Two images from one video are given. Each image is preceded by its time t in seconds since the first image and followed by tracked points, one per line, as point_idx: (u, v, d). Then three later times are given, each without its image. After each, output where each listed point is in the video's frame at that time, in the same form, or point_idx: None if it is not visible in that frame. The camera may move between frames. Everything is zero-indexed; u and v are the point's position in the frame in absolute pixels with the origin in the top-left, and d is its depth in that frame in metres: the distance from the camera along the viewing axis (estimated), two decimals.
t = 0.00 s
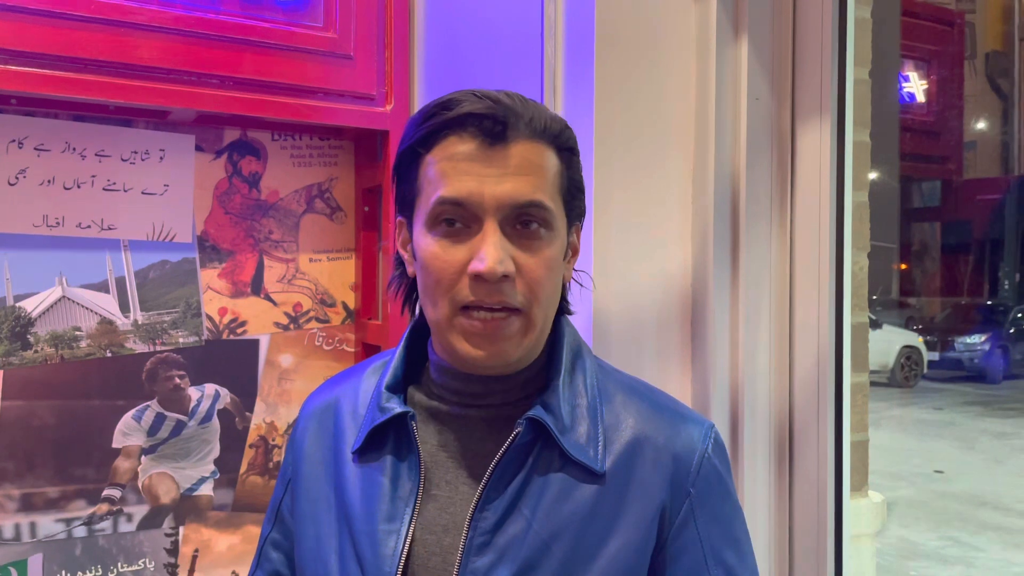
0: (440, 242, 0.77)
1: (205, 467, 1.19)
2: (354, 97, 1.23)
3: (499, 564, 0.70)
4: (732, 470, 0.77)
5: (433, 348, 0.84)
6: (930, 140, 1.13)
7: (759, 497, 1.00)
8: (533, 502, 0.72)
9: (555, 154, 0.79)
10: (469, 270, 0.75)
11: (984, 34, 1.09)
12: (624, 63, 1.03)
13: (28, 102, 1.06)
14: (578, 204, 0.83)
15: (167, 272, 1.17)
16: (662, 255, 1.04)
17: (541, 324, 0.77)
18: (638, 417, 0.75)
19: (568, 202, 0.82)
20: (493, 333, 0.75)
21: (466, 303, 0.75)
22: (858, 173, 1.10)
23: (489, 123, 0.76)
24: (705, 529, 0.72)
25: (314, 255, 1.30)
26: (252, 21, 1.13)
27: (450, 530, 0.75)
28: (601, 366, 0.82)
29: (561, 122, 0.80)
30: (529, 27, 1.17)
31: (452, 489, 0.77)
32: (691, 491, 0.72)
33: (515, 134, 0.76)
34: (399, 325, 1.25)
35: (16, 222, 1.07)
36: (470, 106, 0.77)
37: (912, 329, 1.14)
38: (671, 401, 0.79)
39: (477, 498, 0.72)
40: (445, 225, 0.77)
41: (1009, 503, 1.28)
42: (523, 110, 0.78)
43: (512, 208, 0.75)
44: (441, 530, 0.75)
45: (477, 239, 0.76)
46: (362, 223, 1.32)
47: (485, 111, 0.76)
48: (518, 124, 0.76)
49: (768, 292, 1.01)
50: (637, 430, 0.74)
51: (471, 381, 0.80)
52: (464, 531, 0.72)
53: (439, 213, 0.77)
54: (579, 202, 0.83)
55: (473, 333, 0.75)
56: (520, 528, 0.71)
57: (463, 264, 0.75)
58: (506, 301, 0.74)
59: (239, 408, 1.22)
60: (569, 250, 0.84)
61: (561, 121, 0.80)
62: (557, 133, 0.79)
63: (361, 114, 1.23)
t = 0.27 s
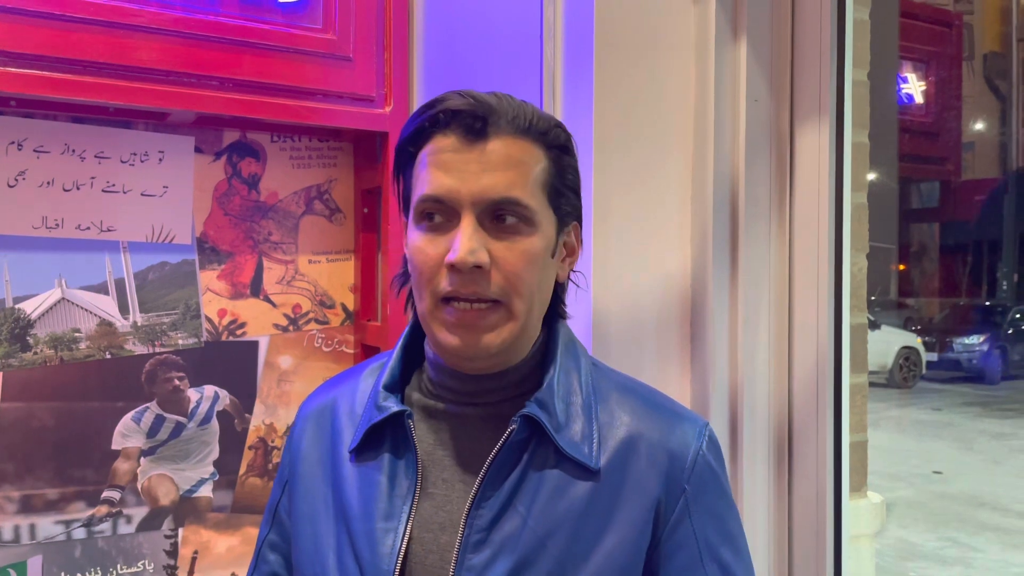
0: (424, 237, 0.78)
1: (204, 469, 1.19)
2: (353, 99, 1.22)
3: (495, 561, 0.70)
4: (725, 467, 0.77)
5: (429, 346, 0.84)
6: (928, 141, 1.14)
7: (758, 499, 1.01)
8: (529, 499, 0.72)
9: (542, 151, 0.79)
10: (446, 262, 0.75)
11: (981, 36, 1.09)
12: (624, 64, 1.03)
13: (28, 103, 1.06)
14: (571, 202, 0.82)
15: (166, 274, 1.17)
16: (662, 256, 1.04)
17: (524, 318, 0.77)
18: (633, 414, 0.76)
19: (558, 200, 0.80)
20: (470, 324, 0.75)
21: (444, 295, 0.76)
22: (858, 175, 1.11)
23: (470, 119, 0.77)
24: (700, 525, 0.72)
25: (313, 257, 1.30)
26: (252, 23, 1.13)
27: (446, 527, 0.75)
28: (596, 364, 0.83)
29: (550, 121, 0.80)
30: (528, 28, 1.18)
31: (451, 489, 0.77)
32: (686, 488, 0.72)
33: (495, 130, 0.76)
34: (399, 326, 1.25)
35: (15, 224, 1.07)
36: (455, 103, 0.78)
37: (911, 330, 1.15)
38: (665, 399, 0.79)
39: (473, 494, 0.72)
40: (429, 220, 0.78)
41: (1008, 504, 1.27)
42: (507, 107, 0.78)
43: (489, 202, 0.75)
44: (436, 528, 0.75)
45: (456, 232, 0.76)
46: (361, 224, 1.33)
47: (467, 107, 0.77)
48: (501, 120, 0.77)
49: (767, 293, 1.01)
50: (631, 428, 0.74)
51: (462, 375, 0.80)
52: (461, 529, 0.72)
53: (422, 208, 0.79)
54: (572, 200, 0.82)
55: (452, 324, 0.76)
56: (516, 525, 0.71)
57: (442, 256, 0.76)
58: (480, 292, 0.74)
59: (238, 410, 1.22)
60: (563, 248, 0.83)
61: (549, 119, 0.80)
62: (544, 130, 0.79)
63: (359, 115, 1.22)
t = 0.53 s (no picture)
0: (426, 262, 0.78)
1: (205, 470, 1.19)
2: (354, 100, 1.23)
3: (497, 554, 0.70)
4: (730, 469, 0.76)
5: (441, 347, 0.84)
6: (927, 142, 1.14)
7: (759, 500, 1.01)
8: (532, 493, 0.72)
9: (544, 172, 0.76)
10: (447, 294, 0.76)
11: (980, 36, 1.10)
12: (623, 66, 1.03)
13: (29, 105, 1.06)
14: (578, 216, 0.80)
15: (166, 275, 1.17)
16: (662, 257, 1.04)
17: (527, 343, 0.77)
18: (638, 413, 0.76)
19: (562, 218, 0.78)
20: (473, 355, 0.76)
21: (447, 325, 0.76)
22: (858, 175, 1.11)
23: (465, 149, 0.74)
24: (702, 524, 0.71)
25: (314, 258, 1.30)
26: (253, 25, 1.13)
27: (454, 520, 0.75)
28: (604, 364, 0.83)
29: (551, 138, 0.77)
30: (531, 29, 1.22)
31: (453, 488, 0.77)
32: (688, 486, 0.72)
33: (492, 160, 0.74)
34: (400, 330, 1.25)
35: (16, 226, 1.07)
36: (450, 130, 0.75)
37: (910, 332, 1.14)
38: (672, 401, 0.79)
39: (478, 487, 0.73)
40: (430, 247, 0.78)
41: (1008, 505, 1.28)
42: (503, 134, 0.74)
43: (485, 238, 0.74)
44: (444, 521, 0.76)
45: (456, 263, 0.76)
46: (362, 225, 1.33)
47: (462, 138, 0.74)
48: (498, 149, 0.74)
49: (767, 295, 1.02)
50: (636, 425, 0.75)
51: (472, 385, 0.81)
52: (465, 520, 0.72)
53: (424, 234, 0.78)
54: (580, 214, 0.80)
55: (456, 353, 0.77)
56: (518, 518, 0.71)
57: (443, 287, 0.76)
58: (481, 326, 0.75)
59: (238, 411, 1.22)
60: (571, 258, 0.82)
61: (551, 138, 0.77)
62: (545, 151, 0.76)
63: (360, 117, 1.22)
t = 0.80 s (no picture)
0: (443, 256, 0.77)
1: (205, 472, 1.19)
2: (353, 102, 1.23)
3: (508, 558, 0.70)
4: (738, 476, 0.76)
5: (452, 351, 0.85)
6: (925, 144, 1.14)
7: (757, 501, 1.01)
8: (543, 498, 0.72)
9: (560, 167, 0.77)
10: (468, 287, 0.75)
11: (979, 37, 1.10)
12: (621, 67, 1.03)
13: (28, 106, 1.06)
14: (587, 214, 0.82)
15: (166, 276, 1.17)
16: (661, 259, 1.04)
17: (544, 337, 0.77)
18: (648, 419, 0.76)
19: (576, 214, 0.80)
20: (493, 348, 0.75)
21: (466, 319, 0.75)
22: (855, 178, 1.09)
23: (488, 141, 0.75)
24: (710, 531, 0.71)
25: (313, 259, 1.30)
26: (252, 26, 1.14)
27: (464, 523, 0.75)
28: (613, 368, 0.83)
29: (568, 132, 0.78)
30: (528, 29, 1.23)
31: (456, 490, 0.77)
32: (697, 493, 0.72)
33: (515, 151, 0.74)
34: (399, 332, 1.25)
35: (15, 227, 1.07)
36: (471, 123, 0.76)
37: (909, 333, 1.15)
38: (682, 406, 0.79)
39: (489, 491, 0.73)
40: (447, 243, 0.77)
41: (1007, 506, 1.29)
42: (524, 125, 0.76)
43: (510, 227, 0.74)
44: (454, 525, 0.75)
45: (477, 255, 0.75)
46: (361, 227, 1.32)
47: (484, 128, 0.75)
48: (519, 141, 0.75)
49: (766, 296, 1.02)
50: (646, 431, 0.75)
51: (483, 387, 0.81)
52: (476, 524, 0.72)
53: (441, 229, 0.77)
54: (589, 212, 0.82)
55: (476, 347, 0.76)
56: (529, 523, 0.71)
57: (463, 280, 0.76)
58: (503, 319, 0.74)
59: (238, 412, 1.22)
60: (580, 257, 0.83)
61: (568, 132, 0.78)
62: (563, 145, 0.77)
63: (360, 119, 1.23)
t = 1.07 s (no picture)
0: (457, 240, 0.77)
1: (203, 474, 1.19)
2: (352, 104, 1.23)
3: (503, 565, 0.70)
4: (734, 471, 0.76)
5: (445, 353, 0.85)
6: (924, 146, 1.14)
7: (757, 503, 1.01)
8: (537, 503, 0.72)
9: (570, 161, 0.80)
10: (486, 269, 0.75)
11: (978, 38, 1.11)
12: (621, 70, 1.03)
13: (27, 108, 1.06)
14: (589, 214, 0.85)
15: (165, 278, 1.17)
16: (660, 261, 1.04)
17: (556, 325, 0.78)
18: (639, 418, 0.75)
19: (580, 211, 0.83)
20: (511, 330, 0.75)
21: (483, 301, 0.75)
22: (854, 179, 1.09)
23: (508, 126, 0.77)
24: (706, 529, 0.71)
25: (312, 260, 1.29)
26: (252, 28, 1.14)
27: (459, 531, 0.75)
28: (605, 367, 0.83)
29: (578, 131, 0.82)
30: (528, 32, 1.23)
31: (455, 493, 0.77)
32: (690, 492, 0.71)
33: (534, 138, 0.77)
34: (399, 334, 1.24)
35: (14, 229, 1.07)
36: (490, 110, 0.79)
37: (908, 334, 1.13)
38: (674, 404, 0.78)
39: (482, 498, 0.72)
40: (461, 227, 0.77)
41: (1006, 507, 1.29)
42: (542, 117, 0.79)
43: (531, 209, 0.76)
44: (450, 532, 0.75)
45: (495, 238, 0.76)
46: (360, 229, 1.32)
47: (507, 114, 0.78)
48: (540, 128, 0.78)
49: (765, 298, 1.02)
50: (638, 431, 0.74)
51: (488, 385, 0.80)
52: (470, 532, 0.72)
53: (456, 213, 0.77)
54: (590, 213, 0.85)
55: (493, 331, 0.75)
56: (523, 529, 0.71)
57: (480, 262, 0.75)
58: (523, 300, 0.74)
59: (237, 414, 1.22)
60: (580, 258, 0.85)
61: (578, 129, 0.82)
62: (575, 140, 0.81)
63: (360, 121, 1.23)
